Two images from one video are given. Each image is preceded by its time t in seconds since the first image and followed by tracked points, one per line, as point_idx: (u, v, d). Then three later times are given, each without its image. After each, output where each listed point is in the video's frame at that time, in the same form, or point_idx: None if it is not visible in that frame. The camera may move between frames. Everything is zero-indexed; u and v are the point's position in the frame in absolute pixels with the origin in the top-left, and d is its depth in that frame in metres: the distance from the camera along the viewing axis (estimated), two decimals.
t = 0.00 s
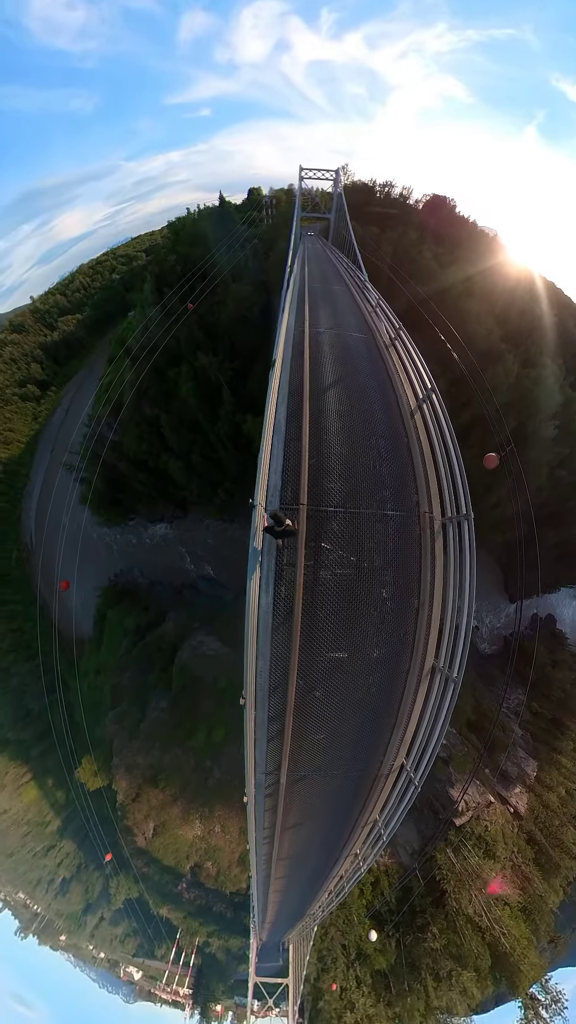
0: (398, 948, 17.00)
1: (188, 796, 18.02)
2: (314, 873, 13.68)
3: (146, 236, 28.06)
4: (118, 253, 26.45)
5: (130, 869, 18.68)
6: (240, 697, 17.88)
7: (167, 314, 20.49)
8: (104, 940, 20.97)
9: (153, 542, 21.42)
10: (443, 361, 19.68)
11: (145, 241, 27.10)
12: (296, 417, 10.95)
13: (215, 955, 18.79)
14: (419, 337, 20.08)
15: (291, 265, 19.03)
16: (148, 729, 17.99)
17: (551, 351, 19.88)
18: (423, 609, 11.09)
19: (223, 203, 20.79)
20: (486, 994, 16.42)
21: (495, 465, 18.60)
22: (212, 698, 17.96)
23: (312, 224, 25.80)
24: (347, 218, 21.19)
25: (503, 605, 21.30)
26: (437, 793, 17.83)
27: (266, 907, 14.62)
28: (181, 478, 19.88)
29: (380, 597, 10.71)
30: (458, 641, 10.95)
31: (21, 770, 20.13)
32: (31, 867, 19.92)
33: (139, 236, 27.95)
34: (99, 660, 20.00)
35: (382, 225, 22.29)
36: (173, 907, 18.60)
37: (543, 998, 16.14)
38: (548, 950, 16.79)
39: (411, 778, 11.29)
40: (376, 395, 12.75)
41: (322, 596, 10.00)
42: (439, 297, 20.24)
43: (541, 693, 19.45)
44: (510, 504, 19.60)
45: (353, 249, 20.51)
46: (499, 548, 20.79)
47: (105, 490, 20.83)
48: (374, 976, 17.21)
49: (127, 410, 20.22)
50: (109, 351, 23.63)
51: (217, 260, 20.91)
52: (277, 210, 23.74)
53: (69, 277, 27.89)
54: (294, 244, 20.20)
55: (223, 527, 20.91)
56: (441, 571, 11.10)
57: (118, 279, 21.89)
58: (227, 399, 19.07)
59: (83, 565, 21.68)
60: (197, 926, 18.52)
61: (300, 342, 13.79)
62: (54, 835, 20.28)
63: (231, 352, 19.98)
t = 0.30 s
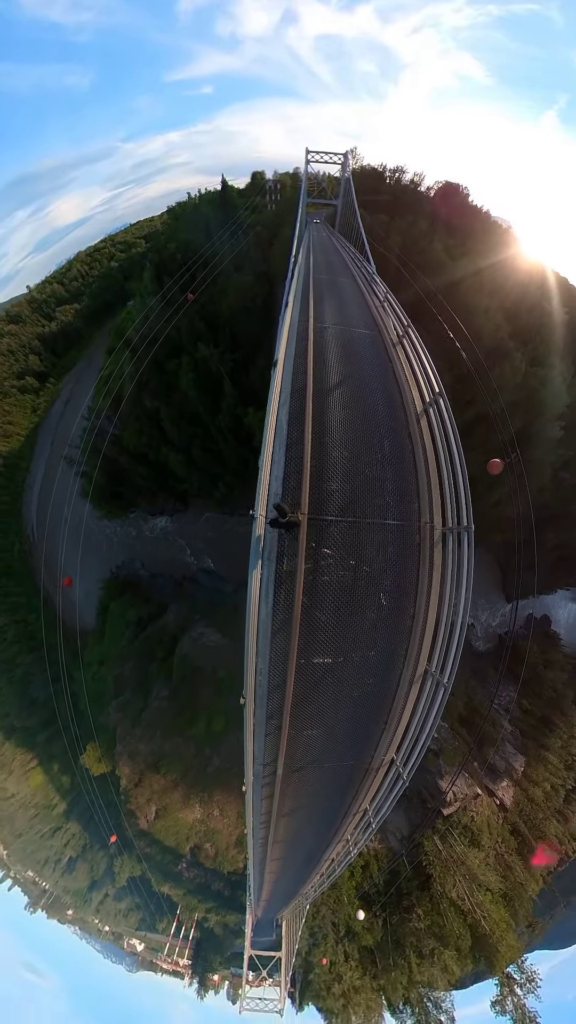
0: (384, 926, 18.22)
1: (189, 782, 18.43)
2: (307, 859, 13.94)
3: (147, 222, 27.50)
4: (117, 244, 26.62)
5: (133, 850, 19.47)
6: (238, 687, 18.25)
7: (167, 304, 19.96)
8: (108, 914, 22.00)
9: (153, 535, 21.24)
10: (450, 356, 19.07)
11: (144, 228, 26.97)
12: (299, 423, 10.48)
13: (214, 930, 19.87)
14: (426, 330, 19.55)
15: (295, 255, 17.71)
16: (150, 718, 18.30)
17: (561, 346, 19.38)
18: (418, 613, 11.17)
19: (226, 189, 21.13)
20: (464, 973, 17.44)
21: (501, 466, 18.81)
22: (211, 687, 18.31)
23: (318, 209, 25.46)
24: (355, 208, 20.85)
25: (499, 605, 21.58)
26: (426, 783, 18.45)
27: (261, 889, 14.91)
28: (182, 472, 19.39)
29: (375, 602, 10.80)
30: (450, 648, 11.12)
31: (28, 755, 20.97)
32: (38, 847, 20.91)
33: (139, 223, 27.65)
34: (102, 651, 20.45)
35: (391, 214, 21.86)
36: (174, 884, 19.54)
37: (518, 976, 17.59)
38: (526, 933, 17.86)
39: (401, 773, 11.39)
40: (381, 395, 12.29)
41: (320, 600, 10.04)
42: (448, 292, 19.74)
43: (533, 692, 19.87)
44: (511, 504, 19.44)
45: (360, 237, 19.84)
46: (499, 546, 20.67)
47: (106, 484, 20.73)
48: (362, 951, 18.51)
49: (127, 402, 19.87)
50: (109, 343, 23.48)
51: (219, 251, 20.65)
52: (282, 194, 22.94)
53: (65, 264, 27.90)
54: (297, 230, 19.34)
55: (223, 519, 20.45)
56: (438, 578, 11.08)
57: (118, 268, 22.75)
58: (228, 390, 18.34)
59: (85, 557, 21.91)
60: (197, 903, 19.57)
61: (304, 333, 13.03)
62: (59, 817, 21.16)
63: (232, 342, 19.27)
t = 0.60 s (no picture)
0: (377, 913, 18.86)
1: (189, 773, 18.65)
2: (302, 851, 13.95)
3: (148, 210, 26.97)
4: (115, 235, 26.32)
5: (136, 838, 19.95)
6: (237, 681, 18.38)
7: (167, 297, 19.61)
8: (112, 898, 22.79)
9: (153, 531, 21.25)
10: (456, 354, 18.80)
11: (143, 219, 26.57)
12: (300, 421, 9.69)
13: (213, 914, 20.62)
14: (430, 328, 19.30)
15: (298, 248, 16.92)
16: (151, 712, 18.51)
17: (568, 345, 19.18)
18: (416, 618, 10.80)
19: (227, 177, 20.87)
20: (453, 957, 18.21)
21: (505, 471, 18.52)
22: (211, 682, 18.43)
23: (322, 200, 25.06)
24: (360, 198, 20.44)
25: (497, 605, 21.71)
26: (420, 777, 18.97)
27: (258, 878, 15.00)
28: (182, 468, 19.20)
29: (373, 608, 10.36)
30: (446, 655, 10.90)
31: (32, 746, 21.47)
32: (43, 835, 21.49)
33: (139, 213, 27.20)
34: (103, 645, 20.77)
35: (398, 206, 21.47)
36: (175, 872, 20.11)
37: (504, 964, 18.22)
38: (512, 923, 18.54)
39: (393, 773, 11.24)
40: (385, 392, 11.50)
41: (318, 606, 9.59)
42: (454, 287, 19.31)
43: (528, 691, 20.03)
44: (512, 505, 19.24)
45: (366, 229, 19.26)
46: (500, 543, 20.37)
47: (107, 479, 20.44)
48: (355, 937, 19.28)
49: (127, 397, 19.58)
50: (107, 337, 23.16)
51: (220, 242, 20.26)
52: (285, 183, 22.41)
53: (64, 255, 27.59)
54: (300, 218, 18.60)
55: (222, 516, 20.38)
56: (439, 582, 10.65)
57: (117, 259, 22.79)
58: (228, 385, 18.02)
59: (86, 552, 22.00)
60: (196, 889, 20.25)
61: (306, 321, 12.09)
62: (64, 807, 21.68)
63: (233, 337, 18.88)
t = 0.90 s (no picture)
0: (379, 916, 18.78)
1: (190, 777, 18.46)
2: (303, 855, 13.81)
3: (145, 209, 26.81)
4: (113, 234, 26.16)
5: (136, 843, 19.80)
6: (238, 685, 18.31)
7: (164, 297, 19.38)
8: (112, 904, 22.59)
9: (151, 534, 21.08)
10: (456, 355, 18.83)
11: (140, 218, 26.38)
12: (299, 425, 9.49)
13: (215, 919, 20.48)
14: (430, 328, 19.16)
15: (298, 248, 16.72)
16: (151, 715, 18.22)
17: (568, 345, 19.12)
18: (417, 621, 10.60)
19: (224, 175, 20.85)
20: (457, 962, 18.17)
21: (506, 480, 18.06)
22: (211, 685, 18.24)
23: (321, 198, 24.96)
24: (360, 196, 20.24)
25: (499, 605, 21.42)
26: (422, 779, 18.41)
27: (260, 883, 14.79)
28: (181, 470, 19.00)
29: (373, 616, 10.18)
30: (446, 664, 10.72)
31: (32, 751, 21.29)
32: (43, 840, 21.29)
33: (136, 212, 27.01)
34: (103, 648, 20.65)
35: (397, 204, 21.32)
36: (176, 876, 19.93)
37: (508, 968, 18.21)
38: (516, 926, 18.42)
39: (393, 779, 11.06)
40: (386, 395, 11.24)
41: (318, 614, 9.47)
42: (455, 285, 19.13)
43: (529, 691, 20.14)
44: (513, 505, 19.01)
45: (366, 228, 19.16)
46: (501, 545, 20.29)
47: (105, 482, 20.20)
48: (357, 941, 19.19)
49: (124, 398, 19.39)
50: (104, 337, 22.97)
51: (217, 238, 19.90)
52: (283, 180, 22.22)
53: (61, 255, 27.44)
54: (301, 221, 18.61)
55: (221, 517, 20.26)
56: (440, 589, 10.44)
57: (115, 259, 22.70)
58: (227, 386, 17.86)
59: (84, 555, 21.84)
60: (198, 894, 20.11)
61: (305, 324, 11.87)
62: (63, 812, 21.47)
63: (231, 337, 18.76)
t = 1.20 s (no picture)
0: (382, 923, 18.41)
1: (190, 783, 18.22)
2: (305, 864, 13.52)
3: (141, 207, 26.52)
4: (110, 232, 25.88)
5: (136, 850, 19.53)
6: (238, 689, 18.03)
7: (161, 296, 19.18)
8: (112, 911, 22.31)
9: (149, 536, 20.81)
10: (458, 352, 18.55)
11: (137, 215, 26.07)
12: (300, 429, 9.23)
13: (216, 927, 20.22)
14: (431, 326, 18.90)
15: (296, 245, 16.40)
16: (151, 720, 18.00)
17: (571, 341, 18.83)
18: (420, 627, 10.32)
19: (222, 172, 20.60)
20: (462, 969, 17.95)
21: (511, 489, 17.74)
22: (211, 689, 18.01)
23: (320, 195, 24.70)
24: (360, 192, 19.95)
25: (502, 606, 21.20)
26: (425, 784, 18.49)
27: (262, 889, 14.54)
28: (180, 471, 18.78)
29: (375, 626, 9.94)
30: (447, 676, 10.48)
31: (29, 757, 21.02)
32: (41, 847, 21.01)
33: (133, 209, 26.71)
34: (101, 652, 20.38)
35: (398, 200, 21.03)
36: (176, 883, 19.66)
37: (514, 975, 17.89)
38: (522, 932, 18.12)
39: (394, 790, 10.78)
40: (388, 399, 10.92)
41: (319, 624, 9.23)
42: (458, 285, 19.00)
43: (534, 693, 19.87)
44: (516, 505, 18.78)
45: (366, 224, 18.92)
46: (505, 545, 20.08)
47: (102, 483, 19.93)
48: (360, 949, 18.90)
49: (121, 399, 19.12)
50: (101, 336, 22.70)
51: (215, 236, 19.65)
52: (282, 176, 21.94)
53: (56, 254, 27.16)
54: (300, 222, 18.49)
55: (221, 518, 19.99)
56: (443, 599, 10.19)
57: (112, 258, 22.45)
58: (225, 386, 17.61)
59: (82, 558, 21.56)
60: (199, 902, 19.84)
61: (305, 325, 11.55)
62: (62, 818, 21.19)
63: (229, 336, 18.48)
